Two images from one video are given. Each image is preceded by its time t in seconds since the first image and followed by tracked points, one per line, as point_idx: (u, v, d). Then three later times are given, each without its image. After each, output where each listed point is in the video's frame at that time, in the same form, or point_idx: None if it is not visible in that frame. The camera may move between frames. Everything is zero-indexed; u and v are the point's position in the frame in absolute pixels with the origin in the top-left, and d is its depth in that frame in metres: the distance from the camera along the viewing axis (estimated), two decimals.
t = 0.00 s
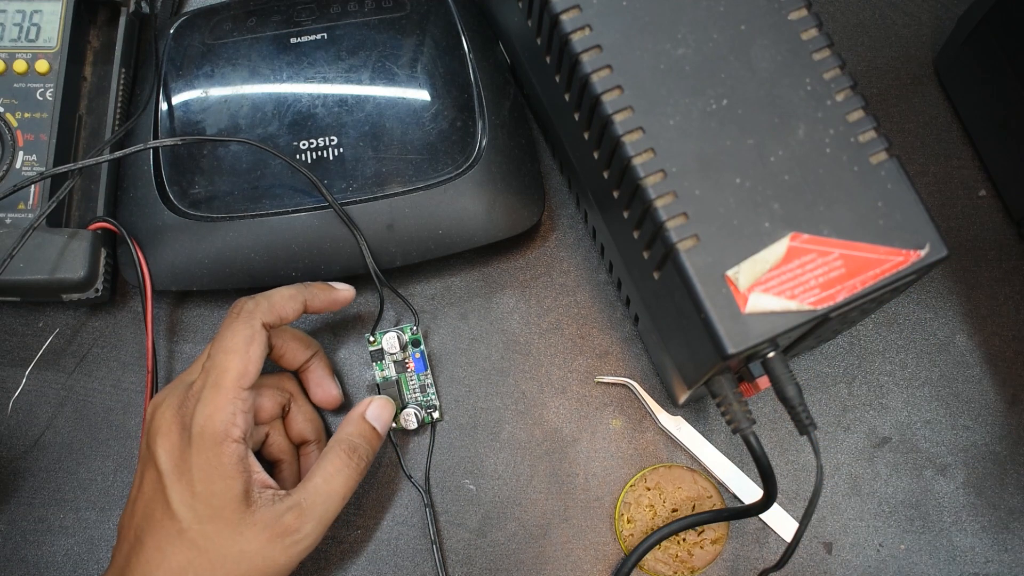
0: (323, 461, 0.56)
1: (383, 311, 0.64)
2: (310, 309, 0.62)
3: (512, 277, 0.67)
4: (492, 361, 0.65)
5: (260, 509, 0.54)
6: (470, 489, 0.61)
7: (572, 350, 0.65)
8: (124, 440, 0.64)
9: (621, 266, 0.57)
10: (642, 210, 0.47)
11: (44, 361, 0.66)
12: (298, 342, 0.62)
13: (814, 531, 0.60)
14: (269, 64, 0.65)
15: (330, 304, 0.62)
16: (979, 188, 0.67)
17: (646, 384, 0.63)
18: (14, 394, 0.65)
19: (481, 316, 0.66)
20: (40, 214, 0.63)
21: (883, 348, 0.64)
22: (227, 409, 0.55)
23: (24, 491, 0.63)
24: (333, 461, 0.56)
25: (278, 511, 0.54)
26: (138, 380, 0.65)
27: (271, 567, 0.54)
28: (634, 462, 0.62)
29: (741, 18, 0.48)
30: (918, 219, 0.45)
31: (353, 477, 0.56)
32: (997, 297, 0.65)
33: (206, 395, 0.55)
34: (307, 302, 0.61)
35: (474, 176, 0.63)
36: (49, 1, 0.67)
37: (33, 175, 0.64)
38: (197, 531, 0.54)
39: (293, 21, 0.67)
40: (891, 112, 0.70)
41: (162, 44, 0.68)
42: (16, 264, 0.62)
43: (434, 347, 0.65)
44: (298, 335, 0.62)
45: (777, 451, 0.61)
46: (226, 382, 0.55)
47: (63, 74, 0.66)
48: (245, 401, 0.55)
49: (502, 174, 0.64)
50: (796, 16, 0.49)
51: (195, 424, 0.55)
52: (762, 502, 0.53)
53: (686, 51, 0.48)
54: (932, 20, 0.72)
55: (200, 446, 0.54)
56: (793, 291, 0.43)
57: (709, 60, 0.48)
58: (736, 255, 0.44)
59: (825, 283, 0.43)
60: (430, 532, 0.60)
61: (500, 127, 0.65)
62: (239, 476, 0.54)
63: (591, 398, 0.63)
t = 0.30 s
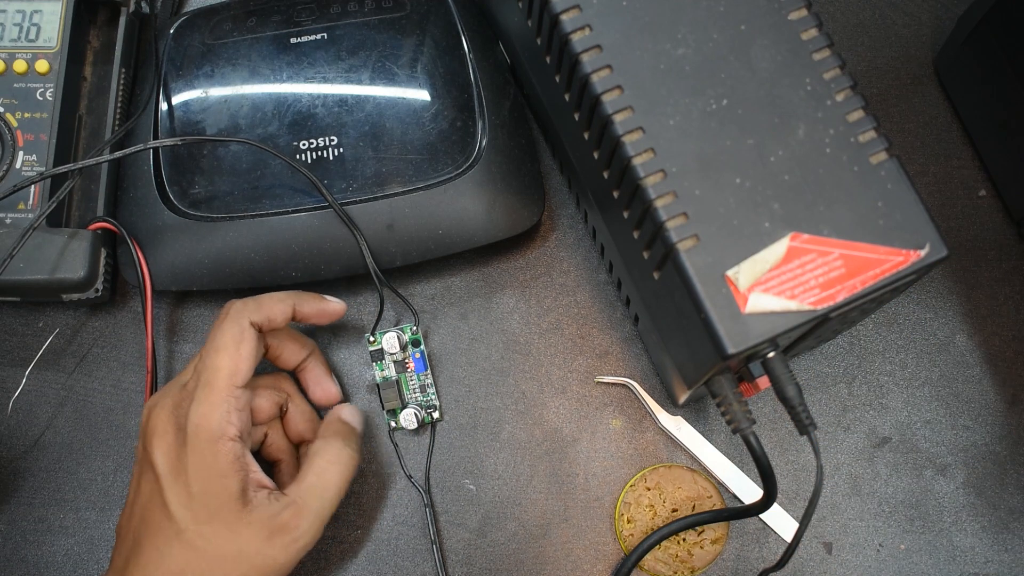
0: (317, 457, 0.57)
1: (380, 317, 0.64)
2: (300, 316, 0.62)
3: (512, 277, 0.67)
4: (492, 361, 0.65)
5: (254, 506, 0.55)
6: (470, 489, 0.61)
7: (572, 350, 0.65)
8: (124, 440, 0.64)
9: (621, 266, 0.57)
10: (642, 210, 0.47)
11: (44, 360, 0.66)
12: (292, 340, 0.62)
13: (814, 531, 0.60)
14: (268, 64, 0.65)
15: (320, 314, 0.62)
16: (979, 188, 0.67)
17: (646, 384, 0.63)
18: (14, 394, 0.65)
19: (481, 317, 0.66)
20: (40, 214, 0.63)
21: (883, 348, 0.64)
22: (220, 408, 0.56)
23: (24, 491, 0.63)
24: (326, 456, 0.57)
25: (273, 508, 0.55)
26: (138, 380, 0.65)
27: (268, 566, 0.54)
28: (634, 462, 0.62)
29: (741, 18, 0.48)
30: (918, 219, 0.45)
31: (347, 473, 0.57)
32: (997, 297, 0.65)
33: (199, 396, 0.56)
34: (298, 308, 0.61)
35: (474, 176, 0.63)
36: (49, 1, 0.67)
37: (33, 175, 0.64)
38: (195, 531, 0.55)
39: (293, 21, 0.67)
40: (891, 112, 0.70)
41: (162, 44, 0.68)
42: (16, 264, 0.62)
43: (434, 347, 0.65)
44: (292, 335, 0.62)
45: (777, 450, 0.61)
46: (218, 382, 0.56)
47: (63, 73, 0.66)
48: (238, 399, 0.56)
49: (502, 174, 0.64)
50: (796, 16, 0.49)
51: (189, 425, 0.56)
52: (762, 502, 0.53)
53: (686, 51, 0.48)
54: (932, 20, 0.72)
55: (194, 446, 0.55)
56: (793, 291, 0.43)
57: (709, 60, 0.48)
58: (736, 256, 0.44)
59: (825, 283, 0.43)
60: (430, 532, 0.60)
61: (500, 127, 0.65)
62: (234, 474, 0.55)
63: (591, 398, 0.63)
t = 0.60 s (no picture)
0: (276, 430, 0.56)
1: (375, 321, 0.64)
2: (291, 318, 0.61)
3: (511, 277, 0.67)
4: (492, 361, 0.65)
5: (239, 497, 0.55)
6: (470, 488, 0.61)
7: (572, 350, 0.65)
8: (123, 440, 0.64)
9: (621, 266, 0.57)
10: (641, 210, 0.47)
11: (45, 361, 0.66)
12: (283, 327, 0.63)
13: (814, 531, 0.60)
14: (268, 64, 0.65)
15: (309, 313, 0.62)
16: (979, 188, 0.67)
17: (646, 384, 0.63)
18: (14, 394, 0.65)
19: (481, 317, 0.66)
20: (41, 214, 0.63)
21: (883, 348, 0.64)
22: (204, 402, 0.56)
23: (24, 490, 0.63)
24: (285, 427, 0.56)
25: (255, 497, 0.55)
26: (138, 380, 0.65)
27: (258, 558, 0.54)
28: (633, 462, 0.62)
29: (741, 18, 0.48)
30: (918, 219, 0.45)
31: (309, 445, 0.56)
32: (997, 297, 0.65)
33: (183, 391, 0.56)
34: (285, 309, 0.61)
35: (474, 176, 0.63)
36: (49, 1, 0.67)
37: (33, 175, 0.64)
38: (183, 526, 0.55)
39: (294, 21, 0.67)
40: (891, 112, 0.70)
41: (163, 44, 0.68)
42: (16, 264, 0.62)
43: (434, 347, 0.65)
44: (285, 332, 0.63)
45: (777, 450, 0.61)
46: (202, 376, 0.56)
47: (63, 73, 0.66)
48: (223, 393, 0.57)
49: (502, 174, 0.64)
50: (796, 16, 0.49)
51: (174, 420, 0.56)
52: (762, 503, 0.53)
53: (686, 51, 0.48)
54: (932, 20, 0.72)
55: (179, 441, 0.55)
56: (793, 291, 0.43)
57: (709, 60, 0.48)
58: (736, 256, 0.44)
59: (825, 283, 0.43)
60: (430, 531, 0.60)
61: (500, 127, 0.65)
62: (219, 468, 0.55)
63: (591, 398, 0.63)
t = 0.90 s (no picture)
0: (276, 429, 0.56)
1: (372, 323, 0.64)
2: (306, 317, 0.62)
3: (511, 277, 0.67)
4: (492, 361, 0.65)
5: (234, 496, 0.55)
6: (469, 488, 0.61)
7: (572, 350, 0.65)
8: (123, 440, 0.64)
9: (621, 265, 0.57)
10: (642, 209, 0.47)
11: (45, 361, 0.66)
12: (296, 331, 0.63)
13: (813, 531, 0.60)
14: (268, 64, 0.65)
15: (323, 308, 0.62)
16: (979, 188, 0.67)
17: (647, 384, 0.63)
18: (14, 394, 0.65)
19: (481, 317, 0.66)
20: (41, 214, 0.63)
21: (883, 348, 0.64)
22: (204, 401, 0.55)
23: (24, 491, 0.63)
24: (285, 426, 0.57)
25: (253, 496, 0.54)
26: (138, 381, 0.65)
27: (251, 557, 0.54)
28: (633, 462, 0.62)
29: (741, 18, 0.48)
30: (918, 219, 0.45)
31: (308, 443, 0.57)
32: (998, 297, 0.65)
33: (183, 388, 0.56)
34: (301, 310, 0.61)
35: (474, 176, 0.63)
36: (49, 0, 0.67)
37: (33, 175, 0.64)
38: (176, 523, 0.54)
39: (293, 21, 0.67)
40: (891, 112, 0.69)
41: (162, 44, 0.68)
42: (16, 264, 0.62)
43: (434, 347, 0.65)
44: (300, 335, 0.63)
45: (777, 450, 0.61)
46: (204, 376, 0.56)
47: (63, 73, 0.66)
48: (225, 393, 0.56)
49: (503, 173, 0.64)
50: (796, 16, 0.49)
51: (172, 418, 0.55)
52: (762, 503, 0.53)
53: (686, 50, 0.48)
54: (932, 20, 0.72)
55: (176, 440, 0.55)
56: (793, 291, 0.43)
57: (709, 60, 0.48)
58: (736, 256, 0.44)
59: (825, 283, 0.43)
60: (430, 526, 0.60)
61: (500, 127, 0.65)
62: (216, 466, 0.55)
63: (591, 398, 0.63)
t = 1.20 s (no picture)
0: (289, 437, 0.56)
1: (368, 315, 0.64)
2: (296, 317, 0.62)
3: (511, 277, 0.67)
4: (492, 361, 0.65)
5: (235, 499, 0.55)
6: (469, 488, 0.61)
7: (572, 350, 0.65)
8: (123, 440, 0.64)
9: (621, 266, 0.57)
10: (641, 209, 0.47)
11: (45, 361, 0.66)
12: (292, 334, 0.64)
13: (814, 531, 0.60)
14: (268, 64, 0.65)
15: (314, 310, 0.62)
16: (979, 188, 0.67)
17: (647, 384, 0.63)
18: (14, 394, 0.65)
19: (480, 317, 0.66)
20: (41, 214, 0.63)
21: (883, 348, 0.64)
22: (197, 400, 0.55)
23: (24, 491, 0.63)
24: (301, 435, 0.57)
25: (254, 500, 0.54)
26: (139, 381, 0.65)
27: (250, 561, 0.54)
28: (634, 462, 0.61)
29: (741, 18, 0.48)
30: (918, 219, 0.45)
31: (320, 455, 0.56)
32: (998, 297, 0.65)
33: (177, 389, 0.56)
34: (290, 310, 0.61)
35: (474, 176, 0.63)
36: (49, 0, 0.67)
37: (34, 176, 0.64)
38: (175, 524, 0.54)
39: (294, 21, 0.67)
40: (891, 112, 0.69)
41: (162, 43, 0.68)
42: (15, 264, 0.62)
43: (434, 347, 0.65)
44: (297, 337, 0.64)
45: (777, 450, 0.61)
46: (196, 376, 0.56)
47: (63, 73, 0.66)
48: (219, 391, 0.56)
49: (503, 174, 0.64)
50: (796, 16, 0.49)
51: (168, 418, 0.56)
52: (762, 503, 0.53)
53: (686, 50, 0.48)
54: (932, 21, 0.72)
55: (173, 440, 0.55)
56: (793, 290, 0.43)
57: (709, 60, 0.48)
58: (737, 255, 0.44)
59: (825, 283, 0.43)
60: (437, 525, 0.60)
61: (500, 127, 0.65)
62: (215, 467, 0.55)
63: (591, 398, 0.63)
